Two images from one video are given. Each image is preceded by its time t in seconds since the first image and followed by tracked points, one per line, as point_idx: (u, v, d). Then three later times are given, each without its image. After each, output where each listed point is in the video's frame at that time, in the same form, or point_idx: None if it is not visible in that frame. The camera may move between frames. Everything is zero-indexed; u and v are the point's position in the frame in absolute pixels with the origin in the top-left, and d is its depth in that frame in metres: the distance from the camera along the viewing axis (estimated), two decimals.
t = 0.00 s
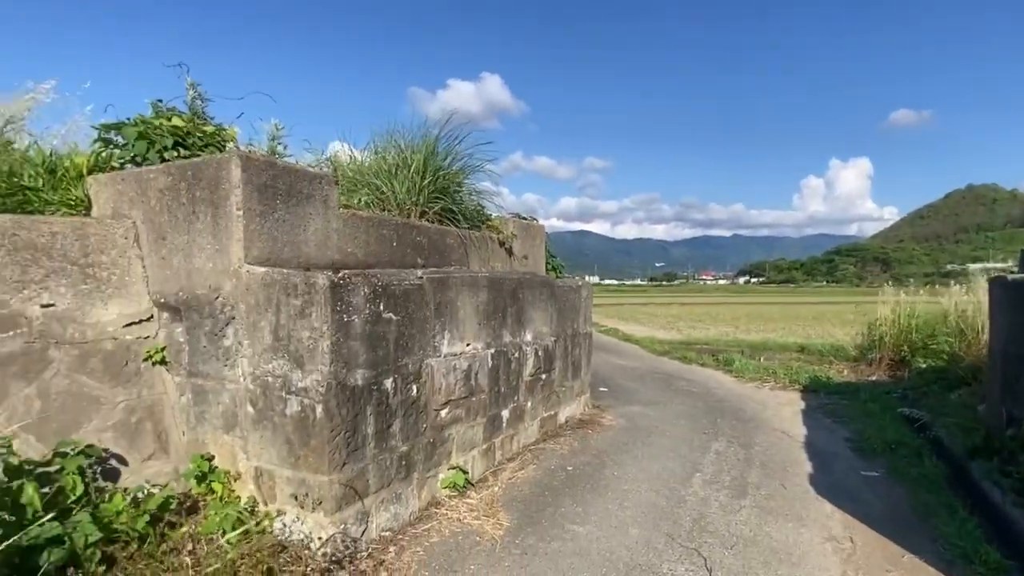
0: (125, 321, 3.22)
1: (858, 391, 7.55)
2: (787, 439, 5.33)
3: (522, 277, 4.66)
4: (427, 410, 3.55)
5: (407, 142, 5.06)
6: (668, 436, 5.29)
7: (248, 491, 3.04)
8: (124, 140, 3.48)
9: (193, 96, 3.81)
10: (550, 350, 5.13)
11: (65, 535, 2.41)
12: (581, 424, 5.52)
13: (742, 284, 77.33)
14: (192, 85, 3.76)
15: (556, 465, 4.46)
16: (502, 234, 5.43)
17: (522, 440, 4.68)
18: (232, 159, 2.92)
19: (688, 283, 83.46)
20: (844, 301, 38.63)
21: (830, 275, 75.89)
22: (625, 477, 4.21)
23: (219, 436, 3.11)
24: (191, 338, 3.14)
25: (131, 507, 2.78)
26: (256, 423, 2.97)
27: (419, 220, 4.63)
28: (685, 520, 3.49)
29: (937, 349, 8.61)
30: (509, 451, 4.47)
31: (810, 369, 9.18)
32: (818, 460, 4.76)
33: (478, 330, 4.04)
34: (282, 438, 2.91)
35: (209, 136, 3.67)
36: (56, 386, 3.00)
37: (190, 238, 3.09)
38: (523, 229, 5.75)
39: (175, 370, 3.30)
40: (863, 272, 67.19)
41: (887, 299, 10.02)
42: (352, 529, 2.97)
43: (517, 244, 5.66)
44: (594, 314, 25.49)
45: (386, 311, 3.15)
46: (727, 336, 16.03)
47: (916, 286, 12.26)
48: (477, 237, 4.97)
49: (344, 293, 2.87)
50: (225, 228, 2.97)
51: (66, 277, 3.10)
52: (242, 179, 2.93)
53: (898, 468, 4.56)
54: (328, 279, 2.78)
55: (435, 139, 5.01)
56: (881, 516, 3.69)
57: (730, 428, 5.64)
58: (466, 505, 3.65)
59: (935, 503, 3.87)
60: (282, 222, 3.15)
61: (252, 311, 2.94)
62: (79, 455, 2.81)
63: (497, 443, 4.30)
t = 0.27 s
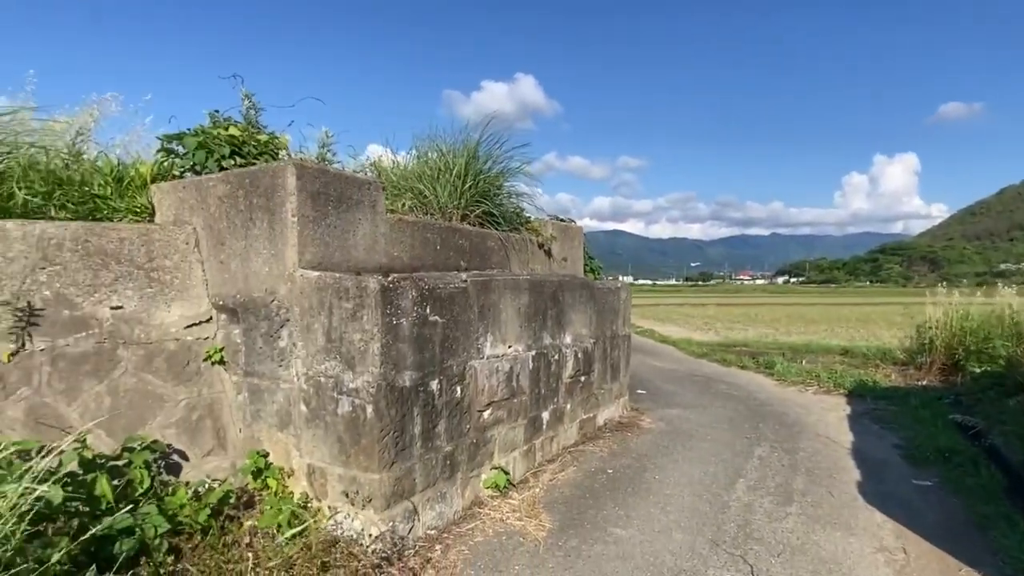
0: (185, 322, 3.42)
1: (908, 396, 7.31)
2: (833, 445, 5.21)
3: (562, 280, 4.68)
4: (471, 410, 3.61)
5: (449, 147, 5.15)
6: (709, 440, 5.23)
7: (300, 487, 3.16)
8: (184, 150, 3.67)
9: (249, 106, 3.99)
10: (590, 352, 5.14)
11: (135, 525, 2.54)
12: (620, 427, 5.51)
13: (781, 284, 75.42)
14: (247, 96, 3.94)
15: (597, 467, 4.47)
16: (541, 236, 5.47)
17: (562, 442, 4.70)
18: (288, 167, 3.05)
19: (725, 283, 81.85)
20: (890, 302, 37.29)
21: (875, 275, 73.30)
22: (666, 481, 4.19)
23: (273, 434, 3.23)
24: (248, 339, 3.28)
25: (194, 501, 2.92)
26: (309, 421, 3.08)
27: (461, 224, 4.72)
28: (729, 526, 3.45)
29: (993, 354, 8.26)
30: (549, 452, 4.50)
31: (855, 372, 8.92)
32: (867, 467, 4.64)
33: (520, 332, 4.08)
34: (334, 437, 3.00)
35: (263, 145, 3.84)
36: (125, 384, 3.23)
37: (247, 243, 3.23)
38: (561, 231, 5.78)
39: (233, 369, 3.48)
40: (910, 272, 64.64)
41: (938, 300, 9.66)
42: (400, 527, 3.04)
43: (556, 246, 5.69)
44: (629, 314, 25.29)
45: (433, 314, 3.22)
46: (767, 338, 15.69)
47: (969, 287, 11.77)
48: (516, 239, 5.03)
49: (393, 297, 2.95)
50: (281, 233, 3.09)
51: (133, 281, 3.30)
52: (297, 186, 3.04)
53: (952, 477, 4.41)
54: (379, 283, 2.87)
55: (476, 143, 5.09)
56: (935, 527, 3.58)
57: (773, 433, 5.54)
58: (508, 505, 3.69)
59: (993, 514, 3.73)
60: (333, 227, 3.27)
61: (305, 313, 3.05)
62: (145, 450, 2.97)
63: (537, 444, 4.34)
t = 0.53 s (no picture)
0: (220, 322, 3.52)
1: (940, 400, 7.15)
2: (863, 449, 5.12)
3: (587, 280, 4.68)
4: (497, 410, 3.63)
5: (474, 149, 5.25)
6: (736, 442, 5.18)
7: (331, 484, 3.21)
8: (218, 154, 3.79)
9: (281, 110, 4.09)
10: (614, 352, 5.13)
11: (174, 519, 2.60)
12: (644, 428, 5.48)
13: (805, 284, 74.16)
14: (279, 101, 4.05)
15: (622, 468, 4.45)
16: (564, 236, 5.48)
17: (587, 443, 4.70)
18: (319, 171, 3.11)
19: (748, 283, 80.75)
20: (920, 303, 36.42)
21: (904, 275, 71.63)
22: (693, 483, 4.16)
23: (304, 432, 3.30)
24: (280, 338, 3.36)
25: (229, 496, 2.98)
26: (340, 420, 3.13)
27: (486, 225, 4.79)
28: (758, 530, 3.42)
29: None
30: (574, 452, 4.50)
31: (885, 375, 8.74)
32: (898, 471, 4.55)
33: (545, 332, 4.10)
34: (364, 435, 3.05)
35: (294, 148, 3.93)
36: (162, 382, 3.33)
37: (280, 244, 3.30)
38: (585, 232, 5.79)
39: (266, 368, 3.55)
40: (940, 272, 63.17)
41: (971, 302, 9.42)
42: (428, 524, 3.07)
43: (580, 246, 5.70)
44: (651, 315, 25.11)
45: (460, 315, 3.25)
46: (792, 339, 15.46)
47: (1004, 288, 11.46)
48: (540, 240, 5.06)
49: (422, 298, 2.99)
50: (312, 235, 3.16)
51: (170, 282, 3.41)
52: (329, 189, 3.11)
53: (988, 483, 4.31)
54: (408, 284, 2.91)
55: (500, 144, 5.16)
56: (972, 533, 3.49)
57: (801, 436, 5.46)
58: (534, 505, 3.70)
59: None
60: (363, 229, 3.33)
61: (336, 314, 3.11)
62: (182, 445, 3.04)
63: (562, 444, 4.34)
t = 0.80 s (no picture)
0: (246, 321, 3.59)
1: (965, 402, 7.03)
2: (886, 451, 5.05)
3: (606, 281, 4.69)
4: (517, 409, 3.64)
5: (492, 149, 5.31)
6: (756, 443, 5.15)
7: (354, 481, 3.25)
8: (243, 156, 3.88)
9: (304, 113, 4.17)
10: (632, 352, 5.12)
11: (203, 514, 2.66)
12: (662, 429, 5.47)
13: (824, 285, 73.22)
14: (302, 104, 4.13)
15: (641, 468, 4.45)
16: (582, 236, 5.50)
17: (605, 443, 4.69)
18: (344, 172, 3.16)
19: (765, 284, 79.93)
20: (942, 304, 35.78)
21: (925, 275, 70.42)
22: (713, 484, 4.14)
23: (328, 429, 3.34)
24: (304, 337, 3.42)
25: (256, 492, 3.03)
26: (363, 418, 3.18)
27: (504, 225, 4.84)
28: (780, 531, 3.40)
29: None
30: (592, 452, 4.51)
31: (907, 376, 8.62)
32: (923, 474, 4.49)
33: (565, 332, 4.11)
34: (387, 433, 3.09)
35: (317, 150, 4.01)
36: (190, 380, 3.40)
37: (304, 245, 3.36)
38: (603, 232, 5.80)
39: (290, 366, 3.62)
40: (962, 272, 61.99)
41: (996, 303, 9.25)
42: (450, 522, 3.10)
43: (598, 246, 5.71)
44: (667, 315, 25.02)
45: (481, 314, 3.27)
46: (811, 340, 15.27)
47: None
48: (559, 240, 5.08)
49: (445, 297, 3.02)
50: (337, 235, 3.21)
51: (197, 283, 3.49)
52: (352, 191, 3.16)
53: (1016, 487, 4.23)
54: (431, 284, 2.94)
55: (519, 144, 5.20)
56: (999, 538, 3.44)
57: (821, 437, 5.41)
58: (554, 504, 3.71)
59: None
60: (385, 229, 3.38)
61: (360, 313, 3.15)
62: (209, 442, 3.09)
63: (581, 444, 4.34)
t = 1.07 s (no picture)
0: (266, 321, 3.65)
1: (980, 404, 6.98)
2: (901, 452, 5.03)
3: (619, 281, 4.70)
4: (534, 409, 3.67)
5: (506, 151, 5.35)
6: (769, 444, 5.14)
7: (373, 480, 3.29)
8: (263, 158, 3.95)
9: (322, 116, 4.24)
10: (645, 353, 5.13)
11: (227, 511, 2.70)
12: (676, 429, 5.47)
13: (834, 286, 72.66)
14: (320, 107, 4.20)
15: (655, 469, 4.46)
16: (595, 237, 5.52)
17: (619, 443, 4.70)
18: (363, 174, 3.22)
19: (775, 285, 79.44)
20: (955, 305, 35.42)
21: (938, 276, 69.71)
22: (727, 485, 4.15)
23: (347, 428, 3.39)
24: (324, 337, 3.47)
25: (277, 490, 3.07)
26: (382, 417, 3.22)
27: (518, 226, 4.88)
28: (796, 532, 3.40)
29: None
30: (607, 453, 4.52)
31: (921, 378, 8.56)
32: (939, 476, 4.47)
33: (579, 332, 4.13)
34: (406, 432, 3.13)
35: (335, 152, 4.07)
36: (212, 379, 3.46)
37: (323, 246, 3.42)
38: (615, 232, 5.82)
39: (310, 366, 3.67)
40: (976, 272, 61.30)
41: (1011, 304, 9.17)
42: (468, 521, 3.12)
43: (610, 247, 5.73)
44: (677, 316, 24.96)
45: (499, 314, 3.30)
46: (823, 341, 15.19)
47: None
48: (572, 241, 5.11)
49: (463, 297, 3.06)
50: (356, 237, 3.26)
51: (218, 283, 3.56)
52: (372, 193, 3.21)
53: None
54: (450, 284, 2.98)
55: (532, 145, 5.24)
56: (1018, 540, 3.42)
57: (836, 439, 5.40)
58: (569, 504, 3.72)
59: None
60: (404, 231, 3.42)
61: (379, 313, 3.20)
62: (230, 440, 3.14)
63: (596, 444, 4.36)
